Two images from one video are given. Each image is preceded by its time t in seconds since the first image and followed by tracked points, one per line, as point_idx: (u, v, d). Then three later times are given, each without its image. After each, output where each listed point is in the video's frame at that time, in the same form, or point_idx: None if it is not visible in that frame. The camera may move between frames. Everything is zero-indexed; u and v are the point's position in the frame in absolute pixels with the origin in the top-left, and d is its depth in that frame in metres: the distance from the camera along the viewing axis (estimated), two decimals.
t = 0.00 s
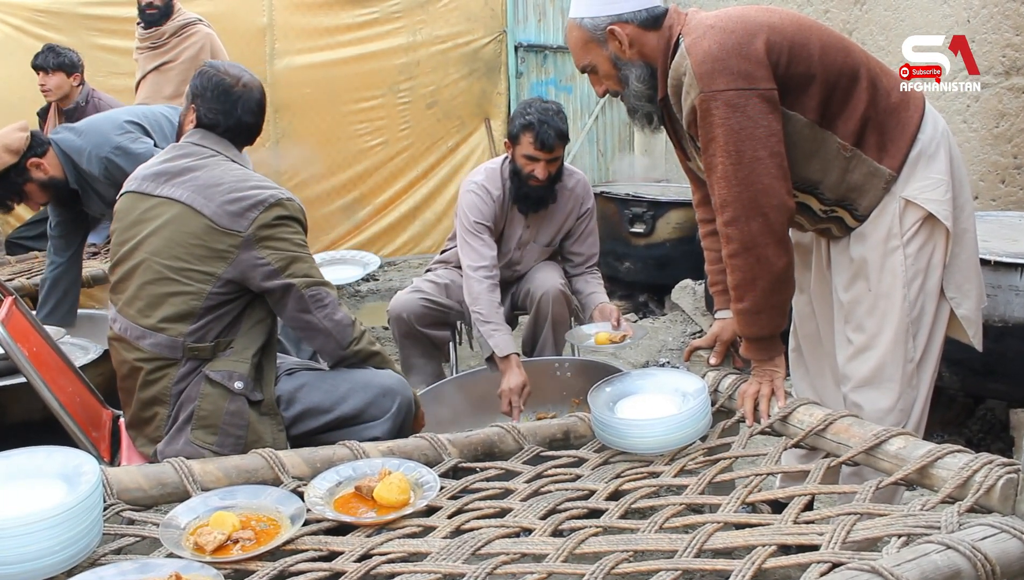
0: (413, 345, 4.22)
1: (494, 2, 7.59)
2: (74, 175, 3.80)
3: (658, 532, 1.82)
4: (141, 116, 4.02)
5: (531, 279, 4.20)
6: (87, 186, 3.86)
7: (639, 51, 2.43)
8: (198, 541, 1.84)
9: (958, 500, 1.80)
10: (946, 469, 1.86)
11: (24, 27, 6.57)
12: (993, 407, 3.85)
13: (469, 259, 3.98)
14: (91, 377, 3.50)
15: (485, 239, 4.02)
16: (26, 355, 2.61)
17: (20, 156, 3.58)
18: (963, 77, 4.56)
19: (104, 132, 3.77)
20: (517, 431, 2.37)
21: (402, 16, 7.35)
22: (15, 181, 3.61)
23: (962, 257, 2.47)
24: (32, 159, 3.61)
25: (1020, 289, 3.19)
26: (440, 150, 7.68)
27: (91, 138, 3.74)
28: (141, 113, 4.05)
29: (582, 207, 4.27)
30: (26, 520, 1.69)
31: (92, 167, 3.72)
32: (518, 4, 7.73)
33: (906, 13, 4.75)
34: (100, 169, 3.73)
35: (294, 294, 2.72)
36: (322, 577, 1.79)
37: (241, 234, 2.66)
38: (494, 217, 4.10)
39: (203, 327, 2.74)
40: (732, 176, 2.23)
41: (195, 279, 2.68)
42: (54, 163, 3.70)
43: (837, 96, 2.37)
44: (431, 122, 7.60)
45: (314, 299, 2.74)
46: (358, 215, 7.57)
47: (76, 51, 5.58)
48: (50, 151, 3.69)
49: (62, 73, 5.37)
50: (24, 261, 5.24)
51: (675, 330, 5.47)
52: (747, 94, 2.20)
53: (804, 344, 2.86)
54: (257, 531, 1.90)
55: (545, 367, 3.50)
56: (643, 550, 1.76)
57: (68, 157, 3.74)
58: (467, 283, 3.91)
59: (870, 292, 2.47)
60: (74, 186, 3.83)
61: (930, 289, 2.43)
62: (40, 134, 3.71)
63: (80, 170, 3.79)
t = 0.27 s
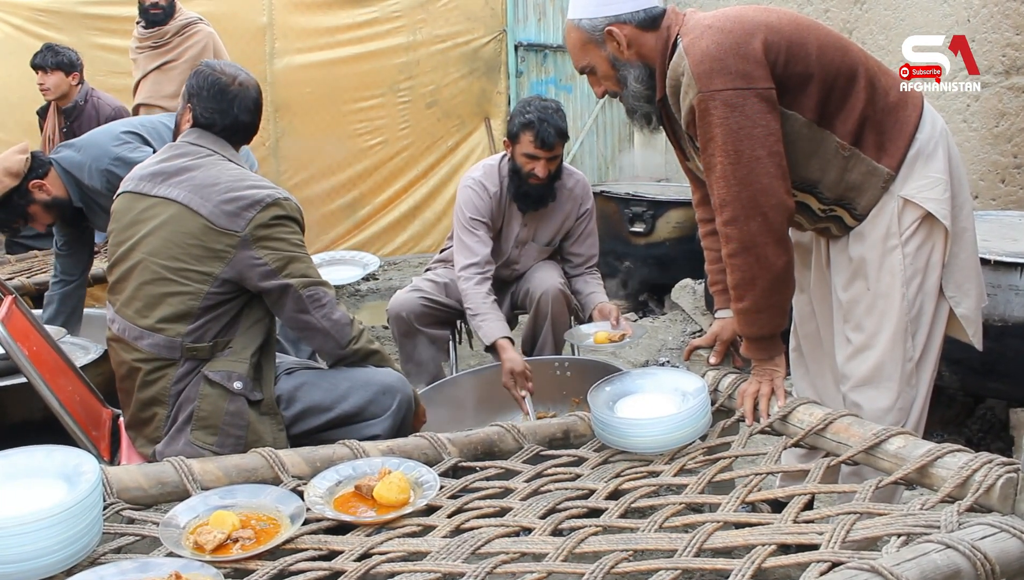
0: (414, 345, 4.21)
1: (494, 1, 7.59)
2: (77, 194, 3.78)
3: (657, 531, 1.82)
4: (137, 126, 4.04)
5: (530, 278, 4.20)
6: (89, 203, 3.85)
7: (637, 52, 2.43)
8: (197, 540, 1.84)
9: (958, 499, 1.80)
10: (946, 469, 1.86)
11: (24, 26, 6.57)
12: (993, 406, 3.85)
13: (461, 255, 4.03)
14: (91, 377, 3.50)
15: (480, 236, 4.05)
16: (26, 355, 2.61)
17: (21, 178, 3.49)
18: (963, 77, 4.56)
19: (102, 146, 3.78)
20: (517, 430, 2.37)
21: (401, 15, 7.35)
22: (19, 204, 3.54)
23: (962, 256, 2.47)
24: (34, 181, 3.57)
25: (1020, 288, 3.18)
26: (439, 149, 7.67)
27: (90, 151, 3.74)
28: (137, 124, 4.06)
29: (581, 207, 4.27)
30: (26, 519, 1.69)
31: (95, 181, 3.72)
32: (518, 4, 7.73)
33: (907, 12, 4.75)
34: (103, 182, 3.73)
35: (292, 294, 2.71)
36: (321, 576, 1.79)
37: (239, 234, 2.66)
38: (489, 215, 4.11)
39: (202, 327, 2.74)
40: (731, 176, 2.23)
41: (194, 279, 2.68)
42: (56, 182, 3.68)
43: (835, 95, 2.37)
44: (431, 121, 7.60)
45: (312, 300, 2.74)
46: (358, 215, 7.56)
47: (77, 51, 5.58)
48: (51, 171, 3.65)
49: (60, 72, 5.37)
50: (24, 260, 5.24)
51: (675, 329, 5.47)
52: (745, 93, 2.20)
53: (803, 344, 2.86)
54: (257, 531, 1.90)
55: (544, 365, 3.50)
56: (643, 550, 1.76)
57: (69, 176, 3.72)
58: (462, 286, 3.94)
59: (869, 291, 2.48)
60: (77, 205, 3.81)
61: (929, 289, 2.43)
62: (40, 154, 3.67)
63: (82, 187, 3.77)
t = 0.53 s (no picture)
0: (414, 343, 4.22)
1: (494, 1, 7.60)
2: (77, 193, 3.78)
3: (657, 531, 1.82)
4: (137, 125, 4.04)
5: (528, 278, 4.20)
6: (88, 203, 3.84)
7: (635, 53, 2.43)
8: (197, 540, 1.84)
9: (958, 499, 1.80)
10: (946, 469, 1.86)
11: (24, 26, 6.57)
12: (993, 407, 3.85)
13: (447, 241, 4.10)
14: (92, 377, 3.49)
15: (469, 225, 4.08)
16: (27, 355, 2.60)
17: (21, 174, 3.50)
18: (963, 77, 4.56)
19: (102, 145, 3.79)
20: (517, 430, 2.37)
21: (401, 15, 7.36)
22: (17, 200, 3.54)
23: (961, 256, 2.47)
24: (33, 177, 3.57)
25: (1021, 289, 3.18)
26: (439, 149, 7.67)
27: (89, 151, 3.75)
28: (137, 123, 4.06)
29: (580, 207, 4.28)
30: (26, 519, 1.69)
31: (94, 179, 3.72)
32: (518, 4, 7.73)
33: (907, 13, 4.76)
34: (102, 181, 3.73)
35: (271, 302, 2.66)
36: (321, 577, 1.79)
37: (220, 233, 2.63)
38: (484, 205, 4.15)
39: (188, 333, 2.73)
40: (730, 176, 2.23)
41: (178, 280, 2.68)
42: (57, 180, 3.68)
43: (834, 95, 2.36)
44: (431, 121, 7.60)
45: (292, 308, 2.68)
46: (358, 215, 7.55)
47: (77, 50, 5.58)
48: (51, 169, 3.66)
49: (60, 72, 5.36)
50: (25, 260, 5.24)
51: (676, 329, 5.46)
52: (744, 94, 2.20)
53: (803, 344, 2.86)
54: (256, 530, 1.90)
55: (544, 365, 3.49)
56: (642, 550, 1.76)
57: (69, 174, 3.72)
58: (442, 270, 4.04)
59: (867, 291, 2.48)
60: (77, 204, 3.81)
61: (928, 289, 2.43)
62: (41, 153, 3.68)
63: (82, 186, 3.77)
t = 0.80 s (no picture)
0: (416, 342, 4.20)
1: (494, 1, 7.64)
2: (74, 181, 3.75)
3: (658, 531, 1.82)
4: (141, 122, 4.05)
5: (526, 278, 4.20)
6: (88, 190, 3.82)
7: (635, 56, 2.44)
8: (197, 539, 1.84)
9: (959, 499, 1.80)
10: (947, 469, 1.86)
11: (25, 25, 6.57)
12: (994, 407, 3.86)
13: (436, 215, 4.19)
14: (92, 376, 3.50)
15: (459, 203, 4.16)
16: (27, 354, 2.60)
17: (26, 149, 3.51)
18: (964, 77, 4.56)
19: (103, 140, 3.79)
20: (518, 429, 2.38)
21: (402, 15, 7.36)
22: (16, 173, 3.51)
23: (960, 254, 2.47)
24: (36, 156, 3.55)
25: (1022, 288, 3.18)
26: (440, 148, 7.71)
27: (90, 143, 3.74)
28: (141, 120, 4.07)
29: (579, 206, 4.28)
30: (26, 518, 1.69)
31: (87, 172, 3.71)
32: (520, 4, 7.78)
33: (908, 12, 4.76)
34: (93, 175, 3.72)
35: (226, 307, 2.56)
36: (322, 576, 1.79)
37: (187, 231, 2.59)
38: (479, 186, 4.24)
39: (163, 337, 2.71)
40: (730, 175, 2.23)
41: (150, 278, 2.65)
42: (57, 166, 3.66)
43: (834, 94, 2.36)
44: (432, 121, 7.61)
45: (249, 316, 2.56)
46: (359, 214, 7.53)
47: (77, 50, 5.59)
48: (52, 153, 3.64)
49: (61, 71, 5.37)
50: (26, 260, 5.24)
51: (676, 328, 5.46)
52: (743, 93, 2.20)
53: (802, 342, 2.86)
54: (257, 530, 1.90)
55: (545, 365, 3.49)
56: (643, 549, 1.76)
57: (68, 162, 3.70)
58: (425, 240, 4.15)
59: (866, 290, 2.48)
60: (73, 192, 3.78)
61: (927, 287, 2.43)
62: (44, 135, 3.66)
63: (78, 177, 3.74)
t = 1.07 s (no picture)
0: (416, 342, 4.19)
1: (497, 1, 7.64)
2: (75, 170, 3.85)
3: (660, 532, 1.82)
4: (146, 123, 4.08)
5: (527, 278, 4.19)
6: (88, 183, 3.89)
7: (635, 68, 2.46)
8: (199, 539, 1.84)
9: (962, 500, 1.80)
10: (950, 470, 1.86)
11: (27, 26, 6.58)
12: (997, 408, 3.85)
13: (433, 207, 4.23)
14: (94, 376, 3.50)
15: (456, 197, 4.22)
16: (30, 354, 2.61)
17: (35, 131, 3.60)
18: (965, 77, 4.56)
19: (106, 137, 3.85)
20: (520, 430, 2.38)
21: (404, 15, 7.36)
22: (24, 155, 3.58)
23: (962, 254, 2.46)
24: (43, 140, 3.63)
25: None
26: (443, 149, 7.71)
27: (94, 137, 3.82)
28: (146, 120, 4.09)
29: (580, 205, 4.26)
30: (28, 518, 1.69)
31: (83, 166, 3.79)
32: (522, 4, 7.74)
33: (910, 13, 4.76)
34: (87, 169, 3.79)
35: (217, 302, 2.55)
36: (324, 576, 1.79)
37: (179, 228, 2.60)
38: (478, 182, 4.27)
39: (158, 334, 2.73)
40: (730, 175, 2.22)
41: (144, 274, 2.68)
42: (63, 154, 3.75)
43: (833, 95, 2.36)
44: (434, 121, 7.62)
45: (238, 311, 2.54)
46: (362, 215, 7.53)
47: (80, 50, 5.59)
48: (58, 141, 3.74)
49: (64, 71, 5.38)
50: (28, 260, 5.25)
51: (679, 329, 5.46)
52: (740, 93, 2.20)
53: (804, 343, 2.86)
54: (259, 530, 1.90)
55: (547, 366, 3.49)
56: (645, 550, 1.75)
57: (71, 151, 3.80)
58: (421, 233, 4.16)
59: (866, 290, 2.48)
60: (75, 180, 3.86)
61: (928, 288, 2.43)
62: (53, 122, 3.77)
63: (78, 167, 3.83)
